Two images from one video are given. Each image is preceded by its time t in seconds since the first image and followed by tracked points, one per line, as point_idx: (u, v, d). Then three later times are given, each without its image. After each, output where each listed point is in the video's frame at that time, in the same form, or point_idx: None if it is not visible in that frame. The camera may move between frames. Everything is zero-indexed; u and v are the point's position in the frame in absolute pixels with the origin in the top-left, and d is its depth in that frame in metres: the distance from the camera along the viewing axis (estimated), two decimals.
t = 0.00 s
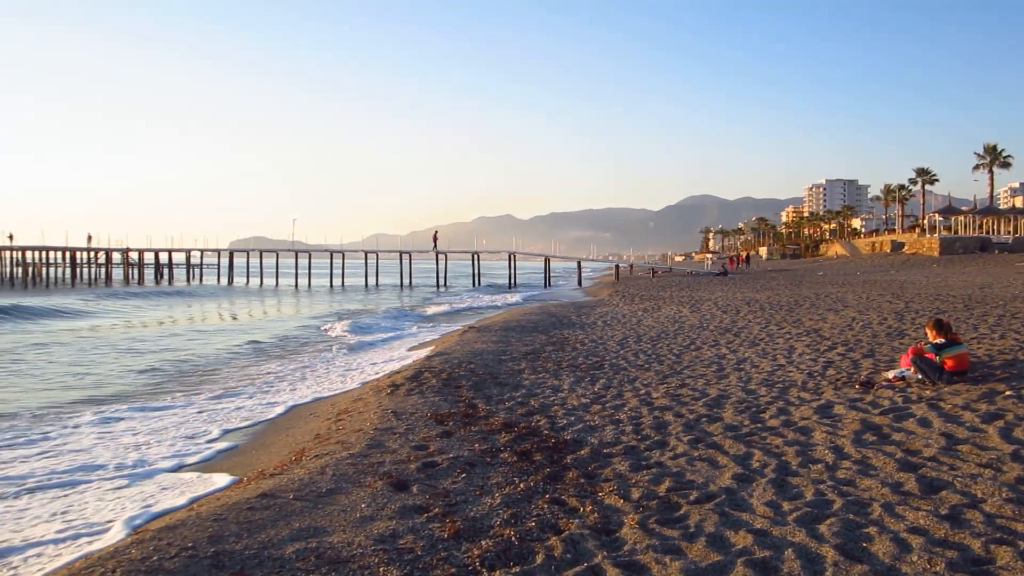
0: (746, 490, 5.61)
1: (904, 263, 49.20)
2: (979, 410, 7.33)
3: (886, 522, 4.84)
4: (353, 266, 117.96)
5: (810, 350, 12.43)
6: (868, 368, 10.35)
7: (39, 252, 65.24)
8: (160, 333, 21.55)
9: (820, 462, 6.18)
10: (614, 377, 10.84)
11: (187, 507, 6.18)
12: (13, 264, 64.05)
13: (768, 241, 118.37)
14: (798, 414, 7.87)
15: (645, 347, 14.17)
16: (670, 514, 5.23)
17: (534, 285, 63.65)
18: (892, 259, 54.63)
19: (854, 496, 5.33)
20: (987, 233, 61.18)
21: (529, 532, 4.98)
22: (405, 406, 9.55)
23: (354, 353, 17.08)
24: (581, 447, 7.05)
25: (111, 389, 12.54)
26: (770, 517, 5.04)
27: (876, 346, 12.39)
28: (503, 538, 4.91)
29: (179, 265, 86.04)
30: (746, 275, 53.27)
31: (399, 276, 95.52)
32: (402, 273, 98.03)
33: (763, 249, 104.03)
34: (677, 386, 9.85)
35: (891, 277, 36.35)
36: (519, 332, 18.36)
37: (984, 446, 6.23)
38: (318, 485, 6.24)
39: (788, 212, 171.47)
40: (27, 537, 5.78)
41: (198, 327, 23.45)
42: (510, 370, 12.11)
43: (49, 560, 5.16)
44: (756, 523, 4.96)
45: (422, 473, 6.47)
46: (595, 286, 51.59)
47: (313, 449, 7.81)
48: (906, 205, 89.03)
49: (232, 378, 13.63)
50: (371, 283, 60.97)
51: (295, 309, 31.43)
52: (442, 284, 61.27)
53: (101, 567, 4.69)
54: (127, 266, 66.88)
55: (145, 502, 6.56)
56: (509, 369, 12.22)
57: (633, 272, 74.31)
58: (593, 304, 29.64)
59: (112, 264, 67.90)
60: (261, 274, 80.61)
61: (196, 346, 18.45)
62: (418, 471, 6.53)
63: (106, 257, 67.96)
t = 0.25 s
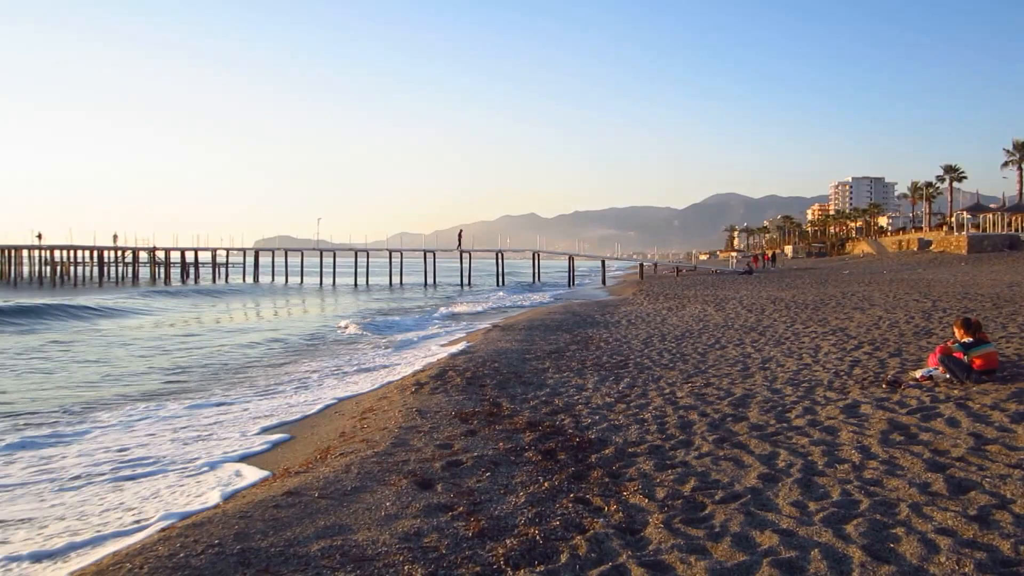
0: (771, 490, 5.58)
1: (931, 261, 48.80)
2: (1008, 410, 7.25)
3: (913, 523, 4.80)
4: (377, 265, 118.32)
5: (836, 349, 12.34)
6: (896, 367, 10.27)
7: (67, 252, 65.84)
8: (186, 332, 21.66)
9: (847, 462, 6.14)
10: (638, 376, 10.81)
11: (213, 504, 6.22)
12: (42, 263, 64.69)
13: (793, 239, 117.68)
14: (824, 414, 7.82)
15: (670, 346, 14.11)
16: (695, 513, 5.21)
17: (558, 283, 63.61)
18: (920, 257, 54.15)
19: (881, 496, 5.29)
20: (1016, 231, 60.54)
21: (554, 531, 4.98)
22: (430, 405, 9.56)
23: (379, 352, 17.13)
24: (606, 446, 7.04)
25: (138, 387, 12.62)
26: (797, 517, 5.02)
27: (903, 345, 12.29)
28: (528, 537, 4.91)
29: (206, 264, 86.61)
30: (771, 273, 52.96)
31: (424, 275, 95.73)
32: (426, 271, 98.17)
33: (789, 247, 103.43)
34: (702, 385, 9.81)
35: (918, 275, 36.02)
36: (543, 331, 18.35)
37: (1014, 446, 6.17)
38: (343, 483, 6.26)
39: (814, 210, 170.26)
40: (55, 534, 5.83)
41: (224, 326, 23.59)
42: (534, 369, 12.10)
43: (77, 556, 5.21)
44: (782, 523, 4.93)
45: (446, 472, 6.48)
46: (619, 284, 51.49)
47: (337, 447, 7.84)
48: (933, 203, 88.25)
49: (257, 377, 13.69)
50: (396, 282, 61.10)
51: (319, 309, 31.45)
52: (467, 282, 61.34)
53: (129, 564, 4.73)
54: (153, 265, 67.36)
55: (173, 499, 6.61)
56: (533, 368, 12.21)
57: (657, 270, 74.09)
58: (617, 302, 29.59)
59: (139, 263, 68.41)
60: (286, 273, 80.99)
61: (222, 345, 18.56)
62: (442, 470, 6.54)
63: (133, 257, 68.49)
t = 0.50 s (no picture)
0: (787, 492, 5.56)
1: (950, 263, 48.50)
2: None
3: (930, 525, 4.78)
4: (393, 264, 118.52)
5: (853, 351, 12.29)
6: (912, 369, 10.21)
7: (84, 249, 66.19)
8: (203, 330, 21.76)
9: (863, 464, 6.11)
10: (653, 376, 10.79)
11: (229, 501, 6.25)
12: (60, 260, 65.06)
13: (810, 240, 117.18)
14: (840, 416, 7.78)
15: (685, 347, 14.08)
16: (710, 514, 5.20)
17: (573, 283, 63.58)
18: (938, 259, 53.82)
19: (898, 499, 5.26)
20: None
21: (568, 531, 4.98)
22: (445, 404, 9.56)
23: (394, 350, 17.16)
24: (620, 447, 7.03)
25: (155, 384, 12.68)
26: (812, 519, 4.99)
27: (920, 347, 12.22)
28: (543, 536, 4.91)
29: (222, 262, 86.93)
30: (788, 274, 52.77)
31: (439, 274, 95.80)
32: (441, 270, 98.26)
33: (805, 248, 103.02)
34: (717, 386, 9.78)
35: (936, 277, 35.82)
36: (558, 330, 18.33)
37: None
38: (358, 481, 6.27)
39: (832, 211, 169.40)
40: (72, 530, 5.86)
41: (240, 324, 23.66)
42: (548, 368, 12.09)
43: (93, 552, 5.23)
44: (797, 525, 4.91)
45: (461, 470, 6.47)
46: (634, 284, 51.41)
47: (352, 445, 7.85)
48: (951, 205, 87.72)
49: (272, 375, 13.73)
50: (411, 281, 61.17)
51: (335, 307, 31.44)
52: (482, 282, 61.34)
53: (144, 560, 4.74)
54: (170, 263, 67.63)
55: (188, 495, 6.63)
56: (548, 367, 12.20)
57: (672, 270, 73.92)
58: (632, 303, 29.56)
59: (156, 260, 68.71)
60: (302, 271, 81.19)
61: (238, 343, 18.62)
62: (457, 468, 6.54)
63: (150, 254, 68.80)
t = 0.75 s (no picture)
0: (801, 493, 5.54)
1: (965, 264, 48.24)
2: None
3: (946, 528, 4.74)
4: (406, 264, 118.68)
5: (867, 352, 12.23)
6: (927, 371, 10.16)
7: (98, 249, 66.48)
8: (217, 330, 21.82)
9: (877, 465, 6.08)
10: (666, 377, 10.77)
11: (245, 500, 6.28)
12: (75, 260, 65.31)
13: (824, 240, 116.83)
14: (855, 417, 7.75)
15: (698, 347, 14.06)
16: (723, 516, 5.18)
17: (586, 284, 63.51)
18: (953, 259, 53.53)
19: (913, 501, 5.23)
20: None
21: (581, 532, 4.97)
22: (458, 404, 9.56)
23: (406, 351, 17.17)
24: (634, 447, 7.02)
25: (169, 385, 12.73)
26: (827, 521, 4.97)
27: (935, 349, 12.14)
28: (556, 537, 4.90)
29: (235, 262, 87.15)
30: (801, 274, 52.59)
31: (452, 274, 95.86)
32: (454, 270, 98.30)
33: (819, 249, 102.68)
34: (730, 387, 9.76)
35: (952, 278, 35.63)
36: (571, 331, 18.31)
37: None
38: (372, 481, 6.27)
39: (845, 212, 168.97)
40: (87, 529, 5.88)
41: (254, 324, 23.73)
42: (562, 369, 12.09)
43: (108, 551, 5.26)
44: (812, 527, 4.89)
45: (474, 471, 6.47)
46: (647, 285, 51.33)
47: (366, 445, 7.86)
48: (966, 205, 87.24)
49: (286, 375, 13.77)
50: (424, 282, 61.22)
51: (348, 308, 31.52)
52: (495, 282, 61.35)
53: (159, 558, 4.76)
54: (184, 262, 67.84)
55: (203, 494, 6.64)
56: (561, 368, 12.19)
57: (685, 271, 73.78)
58: (646, 303, 29.52)
59: (169, 260, 68.93)
60: (315, 271, 81.35)
61: (251, 343, 18.66)
62: (470, 469, 6.54)
63: (164, 253, 69.04)
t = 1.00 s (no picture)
0: (817, 496, 5.51)
1: (981, 265, 47.97)
2: None
3: (963, 531, 4.72)
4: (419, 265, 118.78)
5: (883, 354, 12.18)
6: (944, 372, 10.11)
7: (114, 251, 66.81)
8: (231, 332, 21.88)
9: (893, 468, 6.05)
10: (681, 379, 10.75)
11: (260, 501, 6.29)
12: (90, 261, 65.59)
13: (839, 242, 116.40)
14: (871, 419, 7.72)
15: (713, 349, 14.02)
16: (739, 518, 5.16)
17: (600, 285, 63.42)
18: (969, 261, 53.24)
19: (930, 504, 5.20)
20: None
21: (596, 534, 4.96)
22: (472, 406, 9.56)
23: (420, 352, 17.20)
24: (649, 449, 7.01)
25: (184, 386, 12.78)
26: (843, 524, 4.95)
27: (952, 351, 12.08)
28: (571, 539, 4.90)
29: (249, 263, 87.37)
30: (816, 276, 52.40)
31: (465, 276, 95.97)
32: (467, 272, 98.32)
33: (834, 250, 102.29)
34: (745, 389, 9.73)
35: (968, 280, 35.44)
36: (585, 332, 18.29)
37: None
38: (386, 482, 6.28)
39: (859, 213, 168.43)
40: (103, 530, 5.90)
41: (269, 326, 23.80)
42: (576, 371, 12.08)
43: (125, 551, 5.28)
44: (828, 529, 4.87)
45: (489, 472, 6.47)
46: (661, 287, 51.19)
47: (380, 447, 7.87)
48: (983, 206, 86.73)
49: (301, 376, 13.80)
50: (438, 283, 61.27)
51: (362, 310, 31.55)
52: (509, 284, 61.33)
53: (175, 559, 4.77)
54: (199, 263, 68.07)
55: (220, 496, 6.67)
56: (576, 370, 12.18)
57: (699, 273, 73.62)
58: (659, 305, 29.48)
59: (184, 261, 69.16)
60: (329, 272, 81.52)
61: (265, 345, 18.70)
62: (485, 470, 6.53)
63: (179, 255, 69.27)
